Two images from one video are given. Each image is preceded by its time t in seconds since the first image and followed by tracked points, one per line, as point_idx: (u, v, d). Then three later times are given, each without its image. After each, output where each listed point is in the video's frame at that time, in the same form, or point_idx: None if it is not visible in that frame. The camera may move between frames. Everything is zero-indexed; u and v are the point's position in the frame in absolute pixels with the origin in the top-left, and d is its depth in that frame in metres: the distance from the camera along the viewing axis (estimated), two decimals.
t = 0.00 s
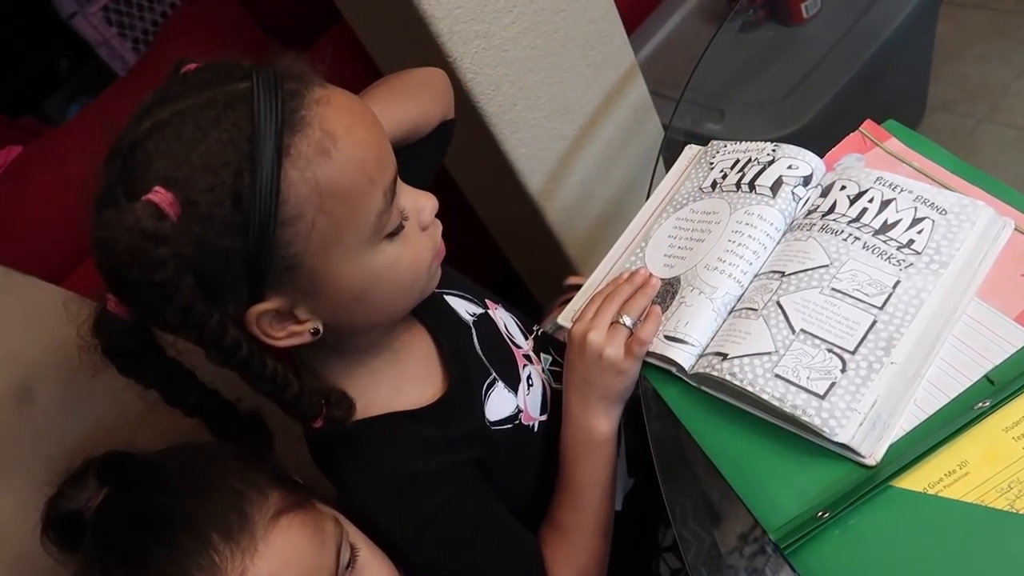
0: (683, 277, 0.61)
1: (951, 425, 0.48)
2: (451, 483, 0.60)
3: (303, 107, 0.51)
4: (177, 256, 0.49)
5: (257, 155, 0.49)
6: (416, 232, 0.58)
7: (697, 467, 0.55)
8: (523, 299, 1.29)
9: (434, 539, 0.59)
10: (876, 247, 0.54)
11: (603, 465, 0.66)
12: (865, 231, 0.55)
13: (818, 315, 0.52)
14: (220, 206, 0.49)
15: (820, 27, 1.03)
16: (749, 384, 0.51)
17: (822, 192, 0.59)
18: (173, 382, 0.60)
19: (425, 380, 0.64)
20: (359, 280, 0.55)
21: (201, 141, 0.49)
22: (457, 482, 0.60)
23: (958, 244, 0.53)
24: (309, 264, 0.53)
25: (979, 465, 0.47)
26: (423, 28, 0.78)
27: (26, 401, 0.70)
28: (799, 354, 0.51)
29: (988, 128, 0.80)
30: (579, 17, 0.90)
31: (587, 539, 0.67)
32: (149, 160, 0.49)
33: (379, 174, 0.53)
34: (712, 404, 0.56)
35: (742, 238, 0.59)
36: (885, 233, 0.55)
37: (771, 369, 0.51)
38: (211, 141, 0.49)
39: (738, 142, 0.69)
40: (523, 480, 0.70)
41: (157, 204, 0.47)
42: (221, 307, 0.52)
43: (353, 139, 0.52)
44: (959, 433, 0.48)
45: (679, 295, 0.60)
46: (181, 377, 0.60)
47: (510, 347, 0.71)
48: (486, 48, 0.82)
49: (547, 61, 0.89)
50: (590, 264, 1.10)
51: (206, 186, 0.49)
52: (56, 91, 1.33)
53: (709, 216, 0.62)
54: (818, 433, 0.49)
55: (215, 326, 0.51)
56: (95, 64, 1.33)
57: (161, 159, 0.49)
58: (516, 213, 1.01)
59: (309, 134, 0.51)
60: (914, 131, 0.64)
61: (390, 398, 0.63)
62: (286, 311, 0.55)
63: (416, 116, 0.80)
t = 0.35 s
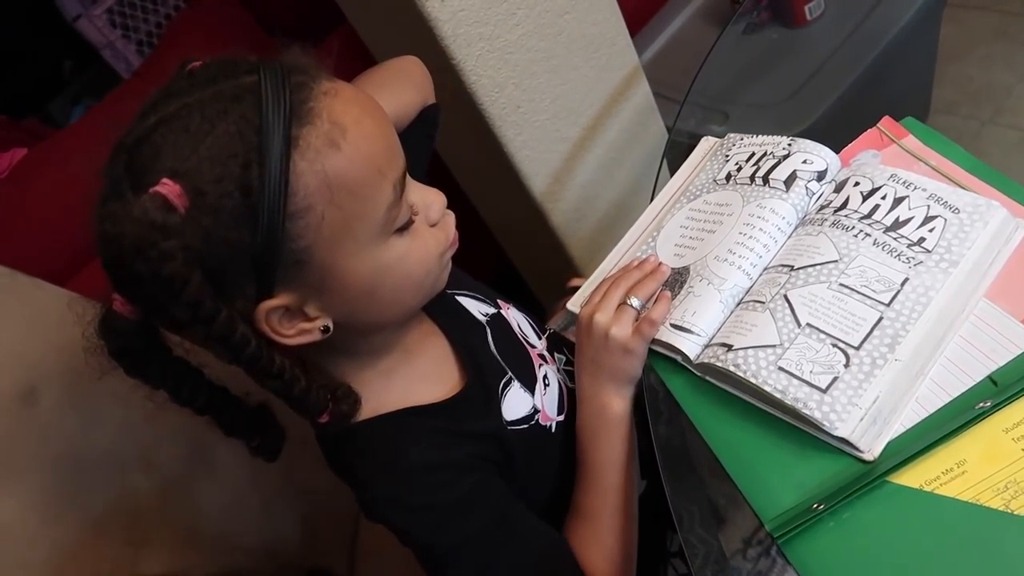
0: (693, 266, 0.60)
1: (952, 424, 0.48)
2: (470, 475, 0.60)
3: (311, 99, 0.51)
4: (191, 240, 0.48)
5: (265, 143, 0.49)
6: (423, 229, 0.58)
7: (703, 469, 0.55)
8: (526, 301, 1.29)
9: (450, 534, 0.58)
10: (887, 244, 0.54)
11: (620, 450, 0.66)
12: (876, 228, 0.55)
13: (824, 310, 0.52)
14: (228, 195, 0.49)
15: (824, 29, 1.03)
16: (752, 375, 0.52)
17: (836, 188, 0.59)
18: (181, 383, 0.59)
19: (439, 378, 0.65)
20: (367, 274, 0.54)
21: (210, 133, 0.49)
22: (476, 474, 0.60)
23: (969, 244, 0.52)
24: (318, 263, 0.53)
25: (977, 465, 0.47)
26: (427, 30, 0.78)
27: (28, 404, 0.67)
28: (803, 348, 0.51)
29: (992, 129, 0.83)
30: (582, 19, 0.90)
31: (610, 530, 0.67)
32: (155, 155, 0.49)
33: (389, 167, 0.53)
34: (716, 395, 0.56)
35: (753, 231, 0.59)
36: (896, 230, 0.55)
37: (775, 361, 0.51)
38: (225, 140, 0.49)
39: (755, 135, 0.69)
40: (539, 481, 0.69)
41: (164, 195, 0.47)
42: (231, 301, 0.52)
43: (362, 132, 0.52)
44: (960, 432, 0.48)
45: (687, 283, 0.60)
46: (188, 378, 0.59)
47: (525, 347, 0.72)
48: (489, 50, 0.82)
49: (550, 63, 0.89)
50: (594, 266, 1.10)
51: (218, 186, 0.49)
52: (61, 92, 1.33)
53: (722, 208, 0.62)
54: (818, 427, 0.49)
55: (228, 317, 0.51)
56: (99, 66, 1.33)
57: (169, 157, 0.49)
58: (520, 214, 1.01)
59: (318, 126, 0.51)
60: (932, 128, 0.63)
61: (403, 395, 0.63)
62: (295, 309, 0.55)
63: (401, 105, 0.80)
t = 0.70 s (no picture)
0: (694, 274, 0.61)
1: (953, 427, 0.48)
2: (469, 484, 0.61)
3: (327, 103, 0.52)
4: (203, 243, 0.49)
5: (280, 147, 0.49)
6: (433, 231, 0.58)
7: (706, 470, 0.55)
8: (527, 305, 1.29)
9: (449, 538, 0.59)
10: (886, 248, 0.54)
11: (602, 459, 0.67)
12: (875, 231, 0.55)
13: (825, 314, 0.53)
14: (242, 196, 0.49)
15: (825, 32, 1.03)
16: (756, 381, 0.52)
17: (834, 193, 0.60)
18: (191, 375, 0.60)
19: (442, 382, 0.65)
20: (375, 276, 0.55)
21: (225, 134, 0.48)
22: (475, 483, 0.61)
23: (967, 247, 0.53)
24: (326, 268, 0.53)
25: (977, 468, 0.47)
26: (429, 35, 0.78)
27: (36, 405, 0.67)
28: (806, 353, 0.52)
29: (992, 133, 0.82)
30: (583, 25, 0.91)
31: (586, 535, 0.68)
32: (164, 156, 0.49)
33: (401, 171, 0.53)
34: (717, 400, 0.56)
35: (753, 237, 0.59)
36: (895, 234, 0.55)
37: (778, 366, 0.52)
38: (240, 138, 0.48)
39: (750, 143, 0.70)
40: (533, 482, 0.71)
41: (180, 193, 0.47)
42: (241, 298, 0.52)
43: (377, 133, 0.52)
44: (960, 435, 0.48)
45: (688, 292, 0.60)
46: (200, 372, 0.60)
47: (527, 348, 0.73)
48: (490, 56, 0.83)
49: (550, 69, 0.89)
50: (594, 271, 1.10)
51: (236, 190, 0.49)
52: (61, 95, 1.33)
53: (721, 216, 0.63)
54: (822, 431, 0.49)
55: (240, 313, 0.51)
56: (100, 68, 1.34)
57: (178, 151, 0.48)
58: (522, 218, 1.02)
59: (332, 129, 0.51)
60: (931, 135, 0.63)
61: (407, 395, 0.63)
62: (303, 306, 0.55)
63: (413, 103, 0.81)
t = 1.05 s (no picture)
0: (698, 279, 0.61)
1: (955, 434, 0.48)
2: (460, 476, 0.61)
3: (296, 97, 0.51)
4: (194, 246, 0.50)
5: (251, 147, 0.49)
6: (427, 212, 0.58)
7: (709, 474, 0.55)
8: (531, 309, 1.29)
9: (439, 529, 0.60)
10: (889, 255, 0.55)
11: (605, 459, 0.67)
12: (878, 238, 0.56)
13: (828, 320, 0.53)
14: (217, 198, 0.50)
15: (827, 42, 1.05)
16: (760, 387, 0.52)
17: (838, 200, 0.60)
18: (209, 360, 0.59)
19: (443, 366, 0.65)
20: (370, 259, 0.55)
21: (206, 148, 0.49)
22: (467, 476, 0.61)
23: (970, 254, 0.53)
24: (327, 260, 0.54)
25: (980, 474, 0.47)
26: (434, 40, 0.79)
27: (41, 405, 0.67)
28: (810, 358, 0.52)
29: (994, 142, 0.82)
30: (588, 31, 0.91)
31: (581, 532, 0.68)
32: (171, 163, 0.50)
33: (378, 159, 0.52)
34: (721, 405, 0.56)
35: (757, 243, 0.60)
36: (898, 240, 0.55)
37: (782, 372, 0.52)
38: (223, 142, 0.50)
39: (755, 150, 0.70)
40: (532, 481, 0.71)
41: (154, 200, 0.49)
42: (229, 296, 0.53)
43: (351, 122, 0.52)
44: (963, 440, 0.49)
45: (692, 297, 0.60)
46: (218, 356, 0.59)
47: (532, 343, 0.73)
48: (496, 62, 0.83)
49: (556, 76, 0.90)
50: (598, 274, 1.11)
51: (225, 189, 0.50)
52: (66, 98, 1.34)
53: (726, 222, 0.63)
54: (826, 436, 0.50)
55: (229, 309, 0.52)
56: (105, 72, 1.35)
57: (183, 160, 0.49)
58: (526, 222, 1.02)
59: (302, 124, 0.51)
60: (934, 143, 0.64)
61: (405, 382, 0.64)
62: (298, 295, 0.55)
63: (418, 101, 0.79)
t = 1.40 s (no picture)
0: (694, 274, 0.61)
1: (948, 427, 0.48)
2: (449, 467, 0.60)
3: (279, 95, 0.51)
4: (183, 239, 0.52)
5: (229, 147, 0.50)
6: (413, 211, 0.56)
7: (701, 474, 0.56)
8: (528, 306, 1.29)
9: (429, 519, 0.59)
10: (884, 249, 0.55)
11: (598, 455, 0.67)
12: (872, 233, 0.56)
13: (823, 313, 0.53)
14: (194, 193, 0.50)
15: (824, 41, 1.05)
16: (754, 380, 0.52)
17: (833, 195, 0.60)
18: (196, 347, 0.60)
19: (432, 361, 0.65)
20: (350, 260, 0.54)
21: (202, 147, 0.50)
22: (457, 467, 0.60)
23: (964, 248, 0.53)
24: (320, 252, 0.53)
25: (972, 467, 0.48)
26: (431, 35, 0.79)
27: (36, 396, 0.67)
28: (804, 351, 0.52)
29: (990, 143, 0.79)
30: (586, 27, 0.91)
31: (574, 527, 0.68)
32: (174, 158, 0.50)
33: (355, 157, 0.52)
34: (716, 399, 0.56)
35: (752, 237, 0.60)
36: (892, 235, 0.56)
37: (776, 365, 0.52)
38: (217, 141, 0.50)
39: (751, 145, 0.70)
40: (524, 475, 0.71)
41: (134, 194, 0.50)
42: (209, 289, 0.54)
43: (330, 120, 0.51)
44: (957, 433, 0.49)
45: (688, 291, 0.61)
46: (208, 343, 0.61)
47: (523, 335, 0.73)
48: (493, 57, 0.83)
49: (553, 71, 0.90)
50: (594, 271, 1.11)
51: (212, 180, 0.50)
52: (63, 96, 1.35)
53: (721, 216, 0.63)
54: (819, 428, 0.50)
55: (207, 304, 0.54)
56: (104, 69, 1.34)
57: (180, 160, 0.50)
58: (522, 219, 1.02)
59: (280, 123, 0.50)
60: (929, 138, 0.64)
61: (397, 376, 0.64)
62: (279, 290, 0.56)
63: (410, 100, 0.80)
